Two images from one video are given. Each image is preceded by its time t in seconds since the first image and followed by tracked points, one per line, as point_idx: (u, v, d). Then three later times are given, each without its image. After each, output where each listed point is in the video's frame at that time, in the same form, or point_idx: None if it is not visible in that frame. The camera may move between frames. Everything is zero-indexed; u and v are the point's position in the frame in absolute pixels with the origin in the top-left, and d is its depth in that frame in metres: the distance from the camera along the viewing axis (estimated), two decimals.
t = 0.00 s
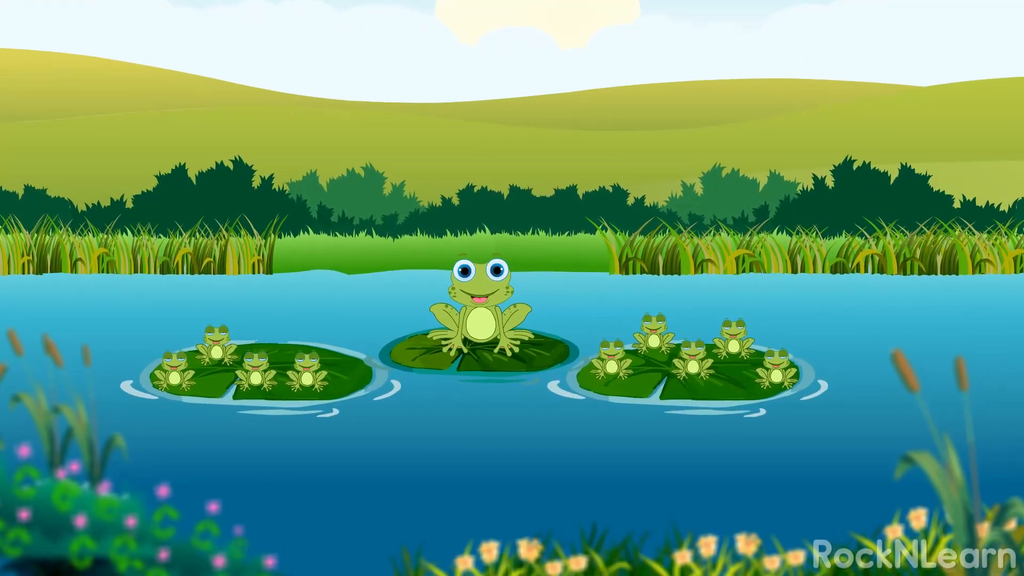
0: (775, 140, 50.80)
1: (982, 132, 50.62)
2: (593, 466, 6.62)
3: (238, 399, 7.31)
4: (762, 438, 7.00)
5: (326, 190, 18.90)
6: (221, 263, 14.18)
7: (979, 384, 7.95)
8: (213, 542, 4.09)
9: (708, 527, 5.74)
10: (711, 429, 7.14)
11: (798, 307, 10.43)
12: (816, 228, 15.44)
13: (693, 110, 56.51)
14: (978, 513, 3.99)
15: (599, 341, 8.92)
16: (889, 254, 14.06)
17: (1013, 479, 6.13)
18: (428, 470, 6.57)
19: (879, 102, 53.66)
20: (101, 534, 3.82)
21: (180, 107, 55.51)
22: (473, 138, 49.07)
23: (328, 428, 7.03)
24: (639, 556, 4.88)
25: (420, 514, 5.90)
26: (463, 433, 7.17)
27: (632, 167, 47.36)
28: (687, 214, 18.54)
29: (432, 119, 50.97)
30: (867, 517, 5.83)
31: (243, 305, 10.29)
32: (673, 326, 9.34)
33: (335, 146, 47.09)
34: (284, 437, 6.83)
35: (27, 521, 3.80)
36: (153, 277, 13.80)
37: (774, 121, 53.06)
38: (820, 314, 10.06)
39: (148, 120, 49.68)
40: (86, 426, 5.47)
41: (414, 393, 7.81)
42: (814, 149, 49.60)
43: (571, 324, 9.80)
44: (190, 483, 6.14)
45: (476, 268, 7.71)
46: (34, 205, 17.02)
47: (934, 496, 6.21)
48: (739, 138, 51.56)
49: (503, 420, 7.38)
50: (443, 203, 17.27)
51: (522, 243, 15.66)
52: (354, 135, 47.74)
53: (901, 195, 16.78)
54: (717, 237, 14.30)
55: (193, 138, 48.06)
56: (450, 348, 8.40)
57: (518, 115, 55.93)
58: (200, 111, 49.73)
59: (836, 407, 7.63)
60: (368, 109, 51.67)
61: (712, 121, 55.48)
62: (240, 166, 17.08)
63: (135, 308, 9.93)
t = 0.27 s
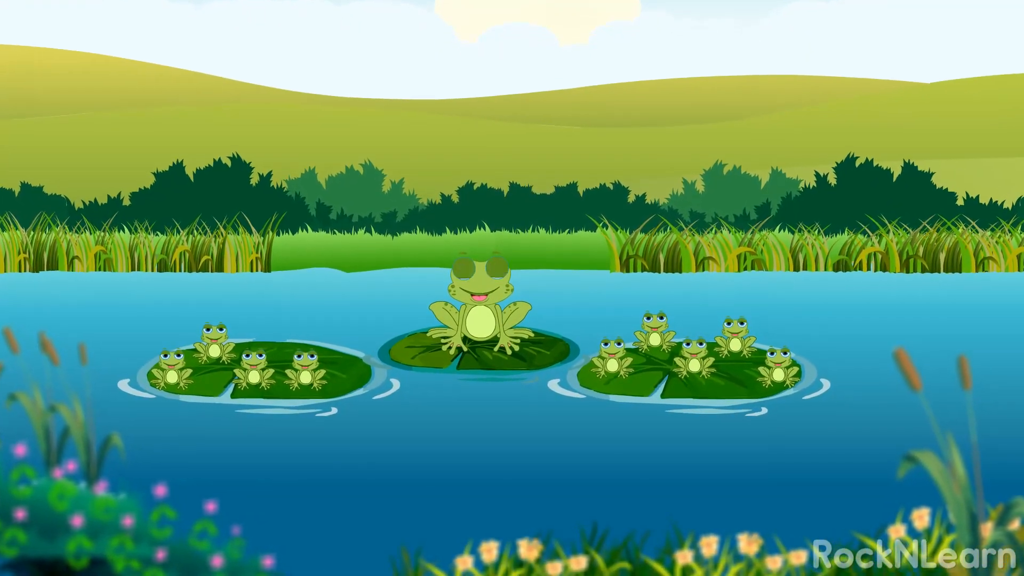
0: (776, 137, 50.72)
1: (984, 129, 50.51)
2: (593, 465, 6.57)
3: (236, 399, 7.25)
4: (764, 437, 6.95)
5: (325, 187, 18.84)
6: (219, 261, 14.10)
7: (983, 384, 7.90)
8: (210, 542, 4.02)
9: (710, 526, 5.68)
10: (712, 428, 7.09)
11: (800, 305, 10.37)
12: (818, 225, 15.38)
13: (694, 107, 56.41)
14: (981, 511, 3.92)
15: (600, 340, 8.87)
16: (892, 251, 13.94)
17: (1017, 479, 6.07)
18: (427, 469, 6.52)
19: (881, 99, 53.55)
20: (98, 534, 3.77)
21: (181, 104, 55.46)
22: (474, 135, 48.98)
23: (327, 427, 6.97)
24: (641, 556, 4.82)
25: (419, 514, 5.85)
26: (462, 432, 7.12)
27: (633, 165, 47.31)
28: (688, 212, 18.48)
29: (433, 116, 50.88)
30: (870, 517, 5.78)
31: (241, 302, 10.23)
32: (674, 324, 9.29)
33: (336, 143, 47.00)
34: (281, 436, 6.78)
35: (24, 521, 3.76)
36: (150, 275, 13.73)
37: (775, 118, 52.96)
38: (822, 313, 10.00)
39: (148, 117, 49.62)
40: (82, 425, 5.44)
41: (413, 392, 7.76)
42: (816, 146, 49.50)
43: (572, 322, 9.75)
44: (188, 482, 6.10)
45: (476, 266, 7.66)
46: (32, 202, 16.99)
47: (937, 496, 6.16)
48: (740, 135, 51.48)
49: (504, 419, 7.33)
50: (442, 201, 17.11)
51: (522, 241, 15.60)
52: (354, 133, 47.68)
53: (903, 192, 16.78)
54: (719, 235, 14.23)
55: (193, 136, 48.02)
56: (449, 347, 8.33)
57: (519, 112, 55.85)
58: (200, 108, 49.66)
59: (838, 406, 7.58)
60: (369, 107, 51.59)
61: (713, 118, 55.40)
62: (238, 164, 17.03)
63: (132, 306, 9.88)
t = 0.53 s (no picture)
0: (777, 135, 50.66)
1: (986, 127, 50.44)
2: (593, 465, 6.52)
3: (234, 398, 7.20)
4: (766, 437, 6.89)
5: (324, 185, 18.80)
6: (217, 259, 14.02)
7: (986, 382, 7.85)
8: (208, 542, 3.97)
9: (711, 526, 5.64)
10: (713, 427, 7.04)
11: (802, 303, 10.32)
12: (820, 223, 15.33)
13: (695, 104, 56.33)
14: (984, 511, 3.89)
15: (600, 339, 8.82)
16: (894, 249, 13.86)
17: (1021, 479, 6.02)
18: (426, 468, 6.48)
19: (882, 97, 53.46)
20: (95, 534, 3.72)
21: (180, 101, 55.40)
22: (475, 132, 48.92)
23: (325, 426, 6.93)
24: (641, 556, 4.78)
25: (419, 513, 5.81)
26: (462, 432, 7.07)
27: (634, 163, 47.26)
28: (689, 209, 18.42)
29: (433, 113, 50.81)
30: (872, 516, 5.73)
31: (239, 301, 10.18)
32: (675, 323, 9.24)
33: (335, 140, 46.90)
34: (279, 436, 6.73)
35: (20, 521, 3.71)
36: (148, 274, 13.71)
37: (776, 115, 52.89)
38: (824, 311, 9.95)
39: (147, 114, 49.56)
40: (78, 425, 5.40)
41: (412, 391, 7.71)
42: (817, 145, 49.42)
43: (573, 320, 9.70)
44: (186, 482, 6.06)
45: (476, 264, 7.62)
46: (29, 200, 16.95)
47: (939, 496, 6.11)
48: (741, 133, 51.40)
49: (503, 418, 7.28)
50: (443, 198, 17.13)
51: (522, 240, 15.47)
52: (355, 130, 47.62)
53: (904, 189, 16.76)
54: (720, 233, 14.16)
55: (193, 133, 47.96)
56: (449, 345, 8.27)
57: (519, 109, 55.78)
58: (200, 106, 49.59)
59: (840, 405, 7.52)
60: (369, 104, 51.51)
61: (714, 115, 55.36)
62: (236, 162, 16.99)
63: (129, 305, 9.83)
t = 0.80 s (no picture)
0: (779, 132, 50.58)
1: (989, 123, 50.31)
2: (593, 464, 6.48)
3: (232, 396, 7.15)
4: (767, 435, 6.85)
5: (324, 182, 18.75)
6: (215, 257, 13.95)
7: (990, 381, 7.80)
8: (206, 543, 3.91)
9: (713, 526, 5.60)
10: (714, 426, 6.98)
11: (804, 301, 10.27)
12: (822, 220, 15.27)
13: (696, 101, 56.22)
14: (988, 511, 3.82)
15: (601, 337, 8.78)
16: (897, 247, 13.78)
17: None
18: (426, 468, 6.44)
19: (884, 93, 53.34)
20: (93, 534, 3.67)
21: (180, 98, 55.33)
22: (476, 128, 48.84)
23: (324, 424, 6.89)
24: (643, 556, 4.74)
25: (418, 513, 5.76)
26: (461, 430, 7.04)
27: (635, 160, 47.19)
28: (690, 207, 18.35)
29: (434, 110, 50.74)
30: (875, 516, 5.69)
31: (238, 299, 10.15)
32: (676, 321, 9.20)
33: (336, 137, 46.83)
34: (277, 435, 6.68)
35: (17, 520, 3.64)
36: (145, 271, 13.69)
37: (778, 111, 52.80)
38: (826, 309, 9.90)
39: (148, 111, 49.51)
40: (74, 423, 5.34)
41: (411, 389, 7.67)
42: (818, 141, 49.33)
43: (573, 318, 9.66)
44: (184, 481, 6.01)
45: (475, 262, 7.55)
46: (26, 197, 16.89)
47: (942, 496, 6.07)
48: (743, 129, 51.31)
49: (503, 417, 7.24)
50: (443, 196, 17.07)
51: (522, 238, 15.40)
52: (355, 127, 47.55)
53: (908, 188, 16.62)
54: (721, 230, 14.15)
55: (193, 130, 47.91)
56: (448, 344, 8.22)
57: (520, 106, 55.72)
58: (200, 102, 49.55)
59: (842, 403, 7.48)
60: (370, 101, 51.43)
61: (715, 112, 55.26)
62: (233, 158, 16.88)
63: (127, 303, 9.78)
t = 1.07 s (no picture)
0: (780, 129, 50.51)
1: (991, 120, 50.22)
2: (594, 463, 6.43)
3: (231, 395, 7.09)
4: (769, 434, 6.80)
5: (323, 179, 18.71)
6: (213, 255, 13.91)
7: (994, 380, 7.73)
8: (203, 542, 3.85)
9: (713, 526, 5.55)
10: (715, 425, 6.92)
11: (805, 300, 10.21)
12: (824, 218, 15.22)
13: (697, 98, 56.13)
14: (993, 511, 3.75)
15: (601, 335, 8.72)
16: (900, 245, 13.80)
17: None
18: (425, 467, 6.39)
19: (886, 90, 53.25)
20: (90, 533, 3.63)
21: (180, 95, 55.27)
22: (476, 126, 48.77)
23: (323, 423, 6.84)
24: (644, 556, 4.69)
25: (417, 513, 5.71)
26: (461, 429, 6.99)
27: (635, 157, 47.14)
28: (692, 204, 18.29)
29: (434, 107, 50.68)
30: (878, 515, 5.63)
31: (236, 297, 10.10)
32: (677, 319, 9.15)
33: (336, 134, 46.78)
34: (275, 434, 6.62)
35: (14, 519, 3.63)
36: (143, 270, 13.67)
37: (779, 108, 52.72)
38: (828, 308, 9.83)
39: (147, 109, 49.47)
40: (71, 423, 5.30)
41: (411, 388, 7.62)
42: (820, 139, 49.25)
43: (574, 316, 9.61)
44: (182, 481, 5.97)
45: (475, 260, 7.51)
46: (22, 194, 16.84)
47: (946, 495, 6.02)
48: (744, 126, 51.24)
49: (503, 416, 7.19)
50: (441, 193, 16.95)
51: (522, 235, 15.44)
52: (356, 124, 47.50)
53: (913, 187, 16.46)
54: (723, 229, 14.16)
55: (193, 128, 47.86)
56: (448, 342, 8.14)
57: (521, 103, 55.66)
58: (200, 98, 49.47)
59: (845, 402, 7.43)
60: (370, 98, 51.36)
61: (716, 109, 55.19)
62: (231, 155, 16.87)
63: (124, 301, 9.72)
